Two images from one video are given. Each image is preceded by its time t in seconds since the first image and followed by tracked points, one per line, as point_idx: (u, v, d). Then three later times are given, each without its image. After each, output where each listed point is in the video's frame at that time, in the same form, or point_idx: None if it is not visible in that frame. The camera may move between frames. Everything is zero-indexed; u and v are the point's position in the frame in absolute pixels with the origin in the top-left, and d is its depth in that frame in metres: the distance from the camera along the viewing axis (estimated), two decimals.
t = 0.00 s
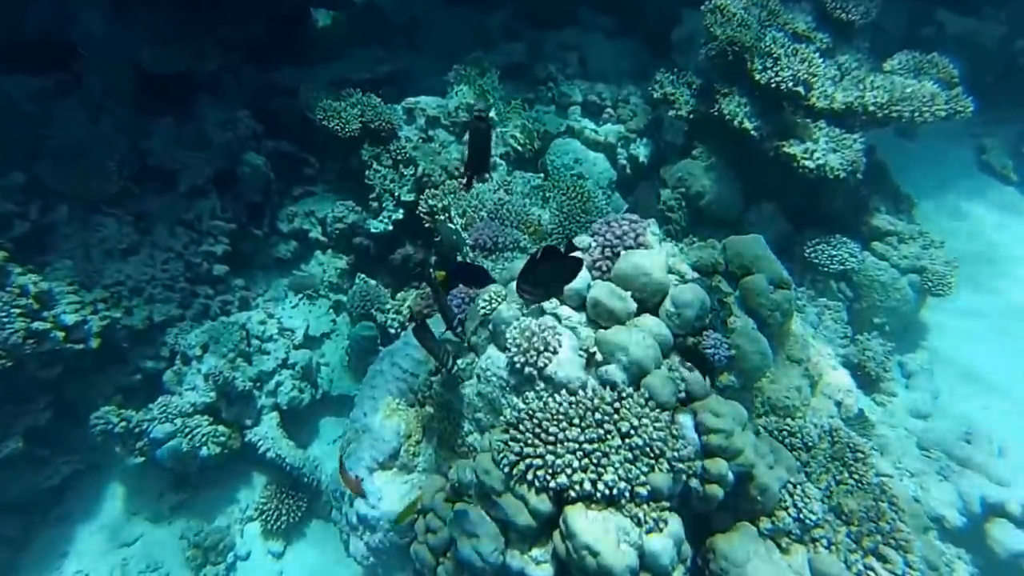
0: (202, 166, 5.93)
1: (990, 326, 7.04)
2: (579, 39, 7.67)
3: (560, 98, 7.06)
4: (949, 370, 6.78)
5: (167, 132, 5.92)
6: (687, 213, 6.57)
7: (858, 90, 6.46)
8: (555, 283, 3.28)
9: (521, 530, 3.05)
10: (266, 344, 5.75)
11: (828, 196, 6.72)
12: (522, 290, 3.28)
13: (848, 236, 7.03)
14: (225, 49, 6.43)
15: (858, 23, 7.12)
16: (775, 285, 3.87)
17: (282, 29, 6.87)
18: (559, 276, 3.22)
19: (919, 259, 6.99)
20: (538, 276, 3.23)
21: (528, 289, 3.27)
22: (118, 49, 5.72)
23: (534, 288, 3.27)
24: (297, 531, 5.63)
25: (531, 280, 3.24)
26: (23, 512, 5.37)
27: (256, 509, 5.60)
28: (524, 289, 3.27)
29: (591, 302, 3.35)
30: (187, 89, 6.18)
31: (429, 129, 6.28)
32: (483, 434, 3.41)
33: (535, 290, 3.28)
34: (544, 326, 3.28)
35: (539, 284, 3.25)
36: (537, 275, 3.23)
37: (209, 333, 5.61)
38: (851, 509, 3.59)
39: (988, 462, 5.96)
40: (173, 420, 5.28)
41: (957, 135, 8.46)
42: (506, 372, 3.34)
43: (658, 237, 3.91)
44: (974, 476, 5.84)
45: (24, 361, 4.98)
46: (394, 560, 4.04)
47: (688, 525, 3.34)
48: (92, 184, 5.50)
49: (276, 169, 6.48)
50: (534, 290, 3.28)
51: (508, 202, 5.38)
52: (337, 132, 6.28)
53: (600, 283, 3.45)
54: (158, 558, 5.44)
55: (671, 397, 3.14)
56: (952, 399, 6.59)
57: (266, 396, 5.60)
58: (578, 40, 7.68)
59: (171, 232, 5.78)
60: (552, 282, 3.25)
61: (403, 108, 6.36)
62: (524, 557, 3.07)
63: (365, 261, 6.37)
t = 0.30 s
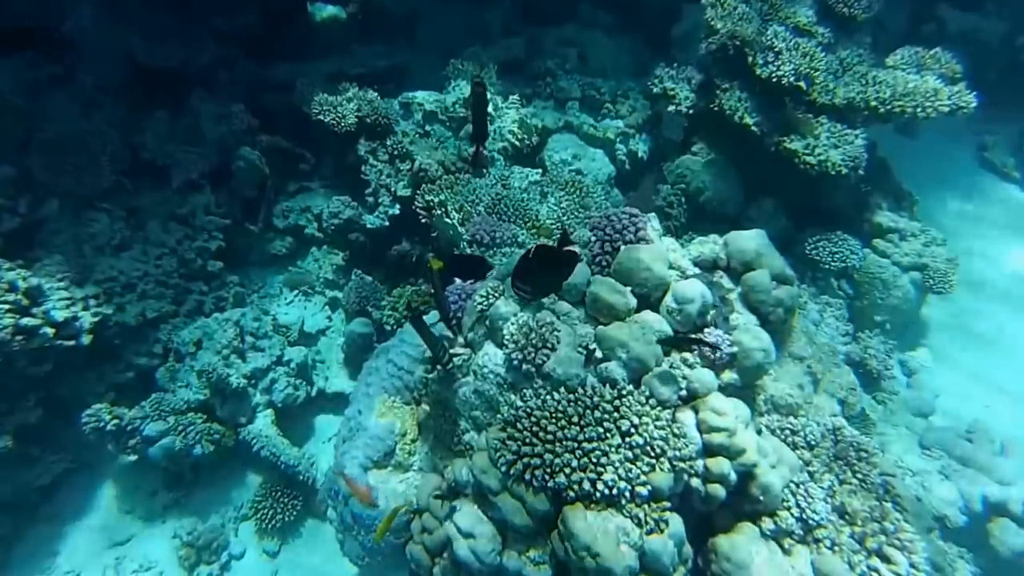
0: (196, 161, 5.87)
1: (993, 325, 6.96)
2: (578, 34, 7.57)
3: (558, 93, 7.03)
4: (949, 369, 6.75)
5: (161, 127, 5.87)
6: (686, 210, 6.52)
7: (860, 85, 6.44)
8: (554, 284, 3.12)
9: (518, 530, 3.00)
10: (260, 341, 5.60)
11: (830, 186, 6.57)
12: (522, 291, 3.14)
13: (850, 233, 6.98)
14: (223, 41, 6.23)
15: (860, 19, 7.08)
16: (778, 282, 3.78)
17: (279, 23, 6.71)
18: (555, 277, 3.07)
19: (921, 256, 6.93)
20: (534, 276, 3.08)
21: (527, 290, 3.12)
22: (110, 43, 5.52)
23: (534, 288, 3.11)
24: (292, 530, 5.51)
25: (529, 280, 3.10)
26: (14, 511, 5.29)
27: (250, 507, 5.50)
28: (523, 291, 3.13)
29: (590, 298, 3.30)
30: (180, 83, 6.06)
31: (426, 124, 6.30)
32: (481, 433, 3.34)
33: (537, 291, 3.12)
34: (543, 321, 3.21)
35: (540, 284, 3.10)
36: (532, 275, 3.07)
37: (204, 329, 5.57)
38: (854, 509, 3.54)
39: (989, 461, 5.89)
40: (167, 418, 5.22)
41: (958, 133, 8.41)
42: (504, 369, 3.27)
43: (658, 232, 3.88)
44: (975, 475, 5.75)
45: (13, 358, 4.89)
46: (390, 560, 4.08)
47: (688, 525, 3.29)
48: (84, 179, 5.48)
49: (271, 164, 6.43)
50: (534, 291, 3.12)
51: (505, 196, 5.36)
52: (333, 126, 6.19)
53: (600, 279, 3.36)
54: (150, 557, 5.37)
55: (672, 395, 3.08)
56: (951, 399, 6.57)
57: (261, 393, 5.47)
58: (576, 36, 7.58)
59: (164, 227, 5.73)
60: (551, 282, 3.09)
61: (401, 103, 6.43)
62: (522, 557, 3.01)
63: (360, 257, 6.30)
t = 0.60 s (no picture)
0: (190, 156, 5.78)
1: (998, 323, 6.85)
2: (578, 30, 7.52)
3: (558, 88, 6.87)
4: (954, 367, 6.64)
5: (154, 120, 5.79)
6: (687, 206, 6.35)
7: (864, 80, 6.42)
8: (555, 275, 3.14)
9: (517, 529, 2.91)
10: (255, 337, 5.50)
11: (831, 182, 6.51)
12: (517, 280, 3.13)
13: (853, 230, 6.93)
14: (215, 36, 6.22)
15: (865, 13, 6.99)
16: (782, 275, 3.70)
17: (273, 15, 6.54)
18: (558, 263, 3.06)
19: (923, 253, 6.93)
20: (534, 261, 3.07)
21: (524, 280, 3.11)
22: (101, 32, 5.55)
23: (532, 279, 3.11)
24: (288, 529, 5.37)
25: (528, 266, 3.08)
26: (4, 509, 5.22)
27: (245, 506, 5.38)
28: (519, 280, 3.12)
29: (591, 292, 3.18)
30: (172, 77, 5.98)
31: (424, 119, 6.28)
32: (478, 429, 3.25)
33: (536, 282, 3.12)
34: (542, 316, 3.12)
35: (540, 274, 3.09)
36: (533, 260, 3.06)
37: (198, 325, 5.42)
38: (861, 507, 3.44)
39: (993, 459, 5.82)
40: (160, 415, 5.11)
41: (959, 130, 8.36)
42: (502, 363, 3.17)
43: (660, 224, 3.77)
44: (980, 473, 5.68)
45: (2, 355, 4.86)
46: (387, 561, 3.89)
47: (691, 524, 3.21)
48: (75, 173, 5.36)
49: (268, 159, 6.29)
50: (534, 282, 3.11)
51: (503, 190, 5.33)
52: (329, 120, 6.12)
53: (601, 272, 3.27)
54: (143, 555, 5.25)
55: (676, 391, 2.99)
56: (956, 396, 6.46)
57: (256, 390, 5.37)
58: (576, 31, 7.53)
59: (158, 222, 5.65)
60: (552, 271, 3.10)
61: (398, 97, 6.36)
62: (519, 558, 2.93)
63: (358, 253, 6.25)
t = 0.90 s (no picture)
0: (186, 149, 5.70)
1: (1004, 320, 6.75)
2: (578, 24, 7.42)
3: (558, 81, 6.90)
4: (958, 363, 6.56)
5: (148, 112, 5.71)
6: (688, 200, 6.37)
7: (868, 72, 6.34)
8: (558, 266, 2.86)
9: (516, 528, 2.82)
10: (250, 333, 5.42)
11: (836, 177, 6.43)
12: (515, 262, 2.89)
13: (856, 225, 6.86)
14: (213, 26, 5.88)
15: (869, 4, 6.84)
16: (789, 267, 3.62)
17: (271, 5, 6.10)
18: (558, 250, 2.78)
19: (928, 249, 6.74)
20: (533, 242, 2.81)
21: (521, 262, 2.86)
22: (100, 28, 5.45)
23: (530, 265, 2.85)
24: (284, 526, 5.25)
25: (527, 247, 2.83)
26: None
27: (241, 503, 5.25)
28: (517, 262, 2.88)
29: (592, 283, 3.13)
30: (170, 68, 5.82)
31: (421, 112, 6.23)
32: (476, 425, 3.15)
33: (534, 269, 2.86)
34: (542, 308, 3.04)
35: (536, 258, 2.83)
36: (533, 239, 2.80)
37: (192, 321, 5.32)
38: (869, 504, 3.37)
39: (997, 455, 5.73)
40: (153, 411, 5.06)
41: (962, 125, 8.29)
42: (501, 357, 3.07)
43: (662, 214, 3.71)
44: (985, 469, 5.59)
45: None
46: (382, 563, 3.85)
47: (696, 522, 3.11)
48: (66, 167, 5.34)
49: (264, 153, 6.17)
50: (530, 268, 2.85)
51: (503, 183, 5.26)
52: (327, 113, 5.95)
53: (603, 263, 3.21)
54: (136, 552, 5.16)
55: (680, 384, 2.90)
56: (960, 392, 6.41)
57: (252, 385, 5.28)
58: (576, 26, 7.43)
59: (152, 217, 5.58)
60: (553, 258, 2.82)
61: (395, 90, 6.31)
62: (519, 557, 2.83)
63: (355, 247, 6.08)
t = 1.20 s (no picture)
0: (181, 140, 5.63)
1: (1005, 315, 6.70)
2: (579, 18, 7.31)
3: (558, 73, 6.74)
4: (961, 358, 6.48)
5: (142, 103, 5.57)
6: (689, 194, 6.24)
7: (874, 62, 6.28)
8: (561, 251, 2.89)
9: (516, 524, 2.73)
10: (246, 327, 5.34)
11: (838, 171, 6.32)
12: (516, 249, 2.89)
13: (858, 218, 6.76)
14: (206, 15, 5.98)
15: None
16: (795, 257, 3.56)
17: None
18: (563, 237, 2.80)
19: (933, 242, 6.66)
20: (537, 231, 2.79)
21: (523, 249, 2.86)
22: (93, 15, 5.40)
23: (532, 251, 2.86)
24: (281, 522, 5.17)
25: (529, 235, 2.82)
26: None
27: (236, 500, 5.16)
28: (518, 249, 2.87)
29: (594, 272, 3.02)
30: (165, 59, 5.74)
31: (420, 105, 6.08)
32: (475, 418, 3.06)
33: (536, 255, 2.88)
34: (543, 297, 2.91)
35: (539, 245, 2.84)
36: (536, 229, 2.78)
37: (186, 314, 5.25)
38: (879, 499, 3.28)
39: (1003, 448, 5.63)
40: (146, 406, 4.94)
41: (966, 118, 8.16)
42: (500, 348, 2.99)
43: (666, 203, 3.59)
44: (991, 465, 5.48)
45: None
46: (380, 558, 3.71)
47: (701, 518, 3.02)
48: (58, 156, 5.31)
49: (260, 146, 6.12)
50: (532, 255, 2.87)
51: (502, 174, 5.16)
52: (323, 105, 5.88)
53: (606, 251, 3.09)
54: (129, 551, 5.07)
55: (685, 375, 2.80)
56: (963, 387, 6.33)
57: (247, 380, 5.18)
58: (576, 19, 7.31)
59: (146, 209, 5.48)
60: (557, 245, 2.83)
61: (394, 82, 6.14)
62: (519, 554, 2.74)
63: (352, 241, 5.97)
